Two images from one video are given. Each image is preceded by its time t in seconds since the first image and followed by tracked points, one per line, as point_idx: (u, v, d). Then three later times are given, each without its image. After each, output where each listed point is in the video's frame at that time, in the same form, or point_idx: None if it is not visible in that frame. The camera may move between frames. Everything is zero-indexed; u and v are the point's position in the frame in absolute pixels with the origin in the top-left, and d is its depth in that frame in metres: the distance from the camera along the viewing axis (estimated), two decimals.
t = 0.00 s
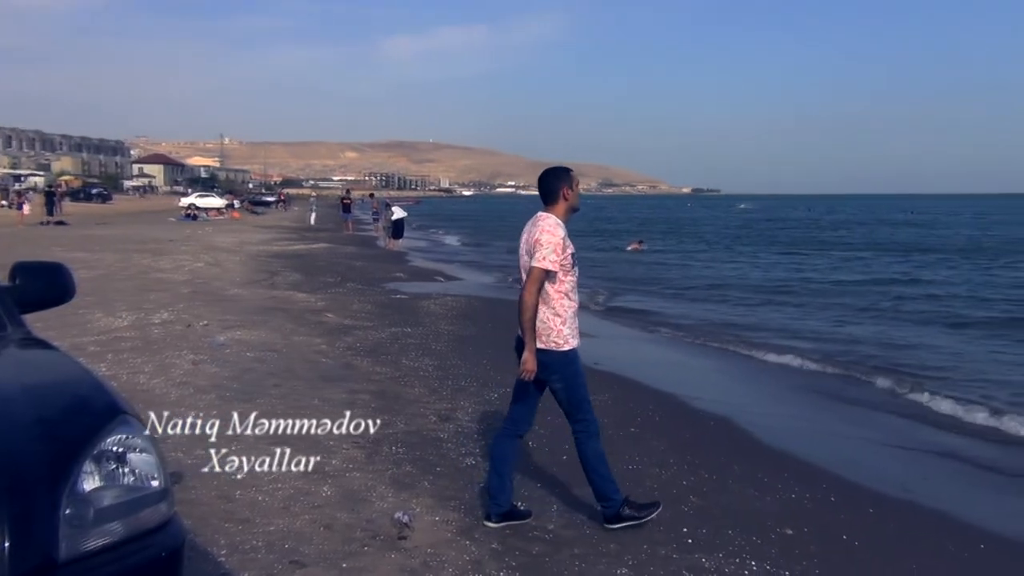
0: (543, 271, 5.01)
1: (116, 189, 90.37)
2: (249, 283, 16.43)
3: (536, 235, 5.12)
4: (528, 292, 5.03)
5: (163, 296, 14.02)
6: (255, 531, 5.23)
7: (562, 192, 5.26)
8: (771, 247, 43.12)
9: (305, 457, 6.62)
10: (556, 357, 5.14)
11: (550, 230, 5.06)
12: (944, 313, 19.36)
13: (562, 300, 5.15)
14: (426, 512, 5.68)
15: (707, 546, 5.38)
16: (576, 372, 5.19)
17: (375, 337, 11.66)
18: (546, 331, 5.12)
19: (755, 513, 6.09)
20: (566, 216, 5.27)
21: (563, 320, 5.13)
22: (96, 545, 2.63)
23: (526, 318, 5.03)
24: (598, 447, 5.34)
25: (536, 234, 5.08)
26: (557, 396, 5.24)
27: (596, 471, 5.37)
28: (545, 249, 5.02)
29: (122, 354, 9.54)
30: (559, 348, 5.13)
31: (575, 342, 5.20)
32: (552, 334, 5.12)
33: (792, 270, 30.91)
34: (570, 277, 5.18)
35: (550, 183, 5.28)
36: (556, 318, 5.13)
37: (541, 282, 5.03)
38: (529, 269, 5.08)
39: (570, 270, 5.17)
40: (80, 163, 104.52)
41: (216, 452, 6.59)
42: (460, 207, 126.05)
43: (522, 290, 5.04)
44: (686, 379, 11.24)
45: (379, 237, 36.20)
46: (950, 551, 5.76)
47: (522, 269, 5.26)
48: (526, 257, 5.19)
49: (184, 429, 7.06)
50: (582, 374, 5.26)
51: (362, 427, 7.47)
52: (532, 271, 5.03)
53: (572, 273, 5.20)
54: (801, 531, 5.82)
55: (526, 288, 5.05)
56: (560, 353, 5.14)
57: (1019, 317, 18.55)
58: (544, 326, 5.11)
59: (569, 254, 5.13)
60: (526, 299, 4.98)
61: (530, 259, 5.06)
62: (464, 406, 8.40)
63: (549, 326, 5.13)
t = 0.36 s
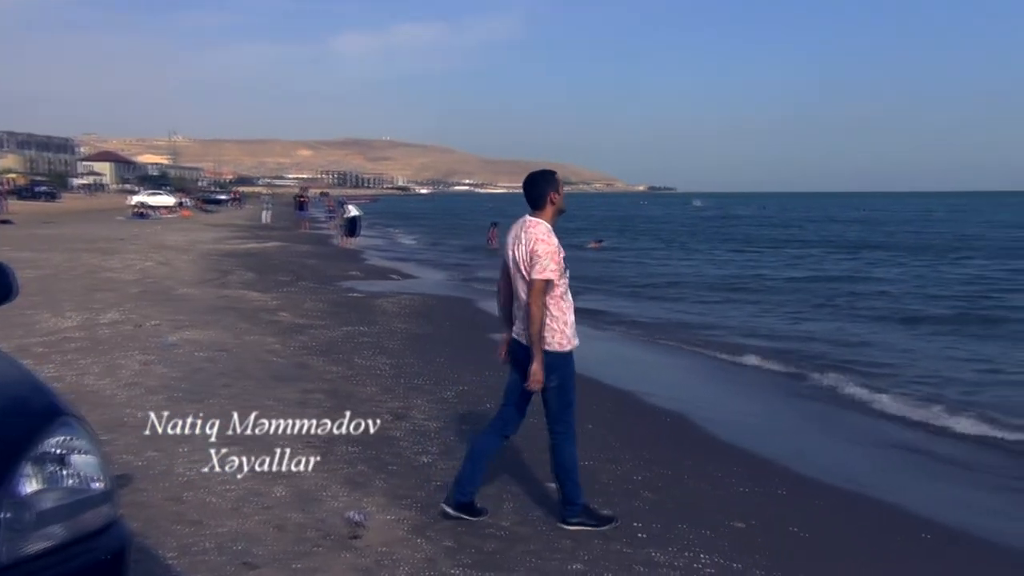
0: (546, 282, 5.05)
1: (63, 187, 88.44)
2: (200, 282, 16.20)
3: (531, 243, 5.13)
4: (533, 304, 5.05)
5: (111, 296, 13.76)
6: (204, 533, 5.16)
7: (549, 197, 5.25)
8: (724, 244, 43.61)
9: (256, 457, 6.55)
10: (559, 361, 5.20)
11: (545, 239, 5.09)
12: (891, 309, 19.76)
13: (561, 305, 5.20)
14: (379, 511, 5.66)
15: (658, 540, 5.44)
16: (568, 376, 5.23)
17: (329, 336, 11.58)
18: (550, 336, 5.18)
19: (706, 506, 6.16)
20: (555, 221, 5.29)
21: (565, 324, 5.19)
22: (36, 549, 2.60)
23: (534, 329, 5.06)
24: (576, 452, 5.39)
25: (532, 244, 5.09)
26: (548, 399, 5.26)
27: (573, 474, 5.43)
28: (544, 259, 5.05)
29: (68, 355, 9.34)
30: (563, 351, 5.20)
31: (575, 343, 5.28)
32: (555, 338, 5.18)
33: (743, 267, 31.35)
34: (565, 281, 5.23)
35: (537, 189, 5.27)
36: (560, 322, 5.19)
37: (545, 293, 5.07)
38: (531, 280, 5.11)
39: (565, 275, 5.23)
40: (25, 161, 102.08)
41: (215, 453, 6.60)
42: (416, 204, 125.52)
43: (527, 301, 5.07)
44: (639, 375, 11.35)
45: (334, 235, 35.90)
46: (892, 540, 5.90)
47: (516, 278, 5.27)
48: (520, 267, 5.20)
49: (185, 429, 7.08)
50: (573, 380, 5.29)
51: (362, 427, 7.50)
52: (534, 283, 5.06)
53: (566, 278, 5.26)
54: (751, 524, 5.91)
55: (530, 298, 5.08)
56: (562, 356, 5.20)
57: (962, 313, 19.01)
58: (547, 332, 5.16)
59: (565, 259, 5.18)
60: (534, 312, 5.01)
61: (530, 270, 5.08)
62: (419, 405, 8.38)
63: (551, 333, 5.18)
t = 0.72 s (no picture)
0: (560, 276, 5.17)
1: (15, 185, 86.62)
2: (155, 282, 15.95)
3: (534, 239, 5.19)
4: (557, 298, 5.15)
5: (64, 297, 13.50)
6: (159, 536, 5.09)
7: (541, 194, 5.33)
8: (683, 242, 43.99)
9: (212, 459, 6.47)
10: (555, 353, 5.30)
11: (546, 233, 5.19)
12: (847, 307, 20.06)
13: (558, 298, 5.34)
14: (338, 511, 5.63)
15: (617, 536, 5.47)
16: (552, 370, 5.29)
17: (287, 335, 11.47)
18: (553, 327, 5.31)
19: (664, 502, 6.21)
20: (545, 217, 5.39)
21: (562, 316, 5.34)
22: None
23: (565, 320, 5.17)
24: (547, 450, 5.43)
25: (539, 239, 5.17)
26: (530, 390, 5.33)
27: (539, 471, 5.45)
28: (553, 254, 5.16)
29: (18, 357, 9.15)
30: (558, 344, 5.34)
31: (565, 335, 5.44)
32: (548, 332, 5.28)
33: (702, 264, 31.62)
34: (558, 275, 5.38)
35: (526, 187, 5.32)
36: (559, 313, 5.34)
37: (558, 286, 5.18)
38: (541, 275, 5.18)
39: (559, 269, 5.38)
40: None
41: (215, 453, 6.61)
42: (377, 203, 124.82)
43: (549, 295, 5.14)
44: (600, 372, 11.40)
45: (293, 234, 35.59)
46: (845, 532, 6.00)
47: (512, 276, 5.29)
48: (521, 264, 5.24)
49: (185, 430, 7.10)
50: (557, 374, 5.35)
51: (362, 427, 7.54)
52: (551, 277, 5.14)
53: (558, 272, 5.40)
54: (708, 519, 5.96)
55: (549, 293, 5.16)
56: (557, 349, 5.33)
57: (915, 310, 19.37)
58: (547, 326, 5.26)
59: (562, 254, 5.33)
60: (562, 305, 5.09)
61: (540, 266, 5.15)
62: (378, 404, 8.35)
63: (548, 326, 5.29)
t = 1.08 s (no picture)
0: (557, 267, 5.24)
1: None
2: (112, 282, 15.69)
3: (526, 233, 5.25)
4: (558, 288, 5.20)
5: (18, 297, 13.24)
6: (112, 539, 5.01)
7: (527, 191, 5.41)
8: (646, 240, 44.27)
9: (170, 461, 6.38)
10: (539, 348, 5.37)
11: (537, 226, 5.28)
12: (807, 304, 20.31)
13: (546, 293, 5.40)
14: (298, 511, 5.59)
15: (577, 532, 5.50)
16: (533, 365, 5.36)
17: (248, 335, 11.36)
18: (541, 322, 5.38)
19: (625, 498, 6.25)
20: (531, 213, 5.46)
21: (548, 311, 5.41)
22: None
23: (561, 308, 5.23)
24: (514, 446, 5.49)
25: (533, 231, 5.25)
26: (507, 384, 5.40)
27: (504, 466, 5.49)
28: (549, 246, 5.24)
29: None
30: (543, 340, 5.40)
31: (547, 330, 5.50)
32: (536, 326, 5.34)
33: (665, 262, 31.82)
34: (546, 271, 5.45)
35: (513, 182, 5.39)
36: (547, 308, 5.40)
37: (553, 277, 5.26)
38: (537, 267, 5.24)
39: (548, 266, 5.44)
40: None
41: (216, 453, 6.62)
42: (340, 202, 123.95)
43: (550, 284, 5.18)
44: (563, 370, 11.44)
45: (255, 232, 35.23)
46: (802, 524, 6.08)
47: (503, 271, 5.33)
48: (513, 258, 5.29)
49: (185, 429, 7.10)
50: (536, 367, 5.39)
51: (362, 427, 7.55)
52: (550, 268, 5.21)
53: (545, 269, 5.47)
54: (667, 513, 6.02)
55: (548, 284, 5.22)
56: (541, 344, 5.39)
57: (873, 307, 19.65)
58: (536, 320, 5.32)
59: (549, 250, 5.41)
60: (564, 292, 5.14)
61: (535, 257, 5.22)
62: (339, 403, 8.30)
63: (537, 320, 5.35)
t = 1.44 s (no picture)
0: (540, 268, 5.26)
1: None
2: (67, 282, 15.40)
3: (510, 235, 5.27)
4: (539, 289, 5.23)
5: None
6: (65, 543, 4.93)
7: (512, 195, 5.43)
8: (609, 237, 44.49)
9: (126, 462, 6.29)
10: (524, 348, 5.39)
11: (521, 229, 5.30)
12: (767, 301, 20.53)
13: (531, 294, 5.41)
14: (256, 512, 5.53)
15: (538, 529, 5.51)
16: (516, 364, 5.37)
17: (207, 335, 11.22)
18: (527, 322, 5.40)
19: (587, 494, 6.28)
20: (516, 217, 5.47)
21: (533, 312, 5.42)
22: None
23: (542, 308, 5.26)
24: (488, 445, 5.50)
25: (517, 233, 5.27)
26: (487, 383, 5.42)
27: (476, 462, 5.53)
28: (533, 248, 5.26)
29: None
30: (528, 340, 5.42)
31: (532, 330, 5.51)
32: (522, 327, 5.36)
33: (628, 260, 31.97)
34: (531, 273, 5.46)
35: (498, 187, 5.40)
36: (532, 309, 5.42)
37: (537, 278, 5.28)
38: (520, 268, 5.26)
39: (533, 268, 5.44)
40: None
41: (215, 452, 6.63)
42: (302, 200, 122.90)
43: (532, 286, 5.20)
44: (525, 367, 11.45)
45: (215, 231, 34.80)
46: (760, 519, 6.14)
47: (487, 273, 5.34)
48: (497, 260, 5.30)
49: (185, 429, 7.13)
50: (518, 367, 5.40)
51: (361, 427, 7.55)
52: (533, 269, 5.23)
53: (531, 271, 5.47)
54: (628, 508, 6.06)
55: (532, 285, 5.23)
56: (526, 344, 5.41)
57: (833, 303, 19.91)
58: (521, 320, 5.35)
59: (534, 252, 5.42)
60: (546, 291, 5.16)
61: (519, 259, 5.23)
62: (299, 403, 8.24)
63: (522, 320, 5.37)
